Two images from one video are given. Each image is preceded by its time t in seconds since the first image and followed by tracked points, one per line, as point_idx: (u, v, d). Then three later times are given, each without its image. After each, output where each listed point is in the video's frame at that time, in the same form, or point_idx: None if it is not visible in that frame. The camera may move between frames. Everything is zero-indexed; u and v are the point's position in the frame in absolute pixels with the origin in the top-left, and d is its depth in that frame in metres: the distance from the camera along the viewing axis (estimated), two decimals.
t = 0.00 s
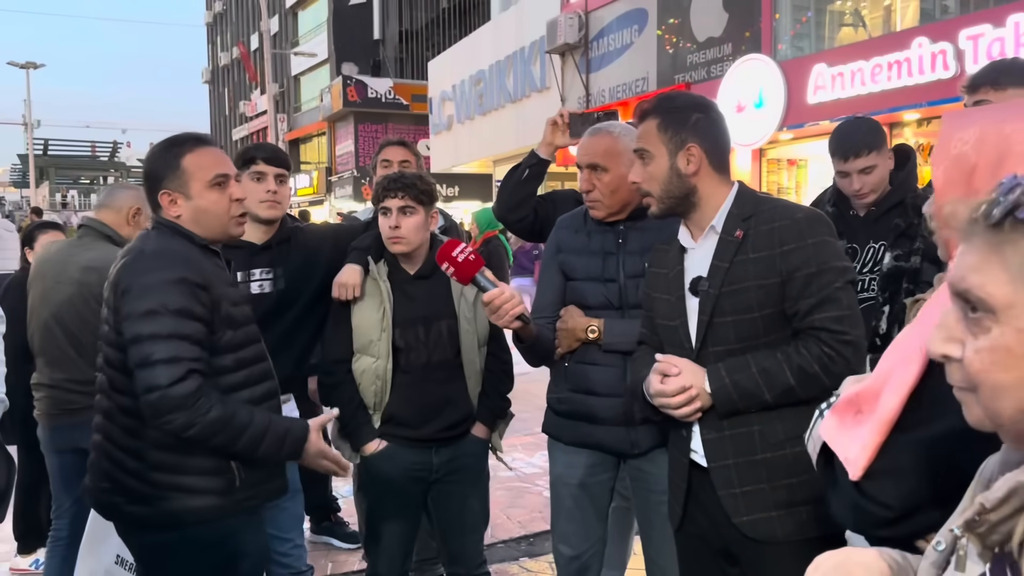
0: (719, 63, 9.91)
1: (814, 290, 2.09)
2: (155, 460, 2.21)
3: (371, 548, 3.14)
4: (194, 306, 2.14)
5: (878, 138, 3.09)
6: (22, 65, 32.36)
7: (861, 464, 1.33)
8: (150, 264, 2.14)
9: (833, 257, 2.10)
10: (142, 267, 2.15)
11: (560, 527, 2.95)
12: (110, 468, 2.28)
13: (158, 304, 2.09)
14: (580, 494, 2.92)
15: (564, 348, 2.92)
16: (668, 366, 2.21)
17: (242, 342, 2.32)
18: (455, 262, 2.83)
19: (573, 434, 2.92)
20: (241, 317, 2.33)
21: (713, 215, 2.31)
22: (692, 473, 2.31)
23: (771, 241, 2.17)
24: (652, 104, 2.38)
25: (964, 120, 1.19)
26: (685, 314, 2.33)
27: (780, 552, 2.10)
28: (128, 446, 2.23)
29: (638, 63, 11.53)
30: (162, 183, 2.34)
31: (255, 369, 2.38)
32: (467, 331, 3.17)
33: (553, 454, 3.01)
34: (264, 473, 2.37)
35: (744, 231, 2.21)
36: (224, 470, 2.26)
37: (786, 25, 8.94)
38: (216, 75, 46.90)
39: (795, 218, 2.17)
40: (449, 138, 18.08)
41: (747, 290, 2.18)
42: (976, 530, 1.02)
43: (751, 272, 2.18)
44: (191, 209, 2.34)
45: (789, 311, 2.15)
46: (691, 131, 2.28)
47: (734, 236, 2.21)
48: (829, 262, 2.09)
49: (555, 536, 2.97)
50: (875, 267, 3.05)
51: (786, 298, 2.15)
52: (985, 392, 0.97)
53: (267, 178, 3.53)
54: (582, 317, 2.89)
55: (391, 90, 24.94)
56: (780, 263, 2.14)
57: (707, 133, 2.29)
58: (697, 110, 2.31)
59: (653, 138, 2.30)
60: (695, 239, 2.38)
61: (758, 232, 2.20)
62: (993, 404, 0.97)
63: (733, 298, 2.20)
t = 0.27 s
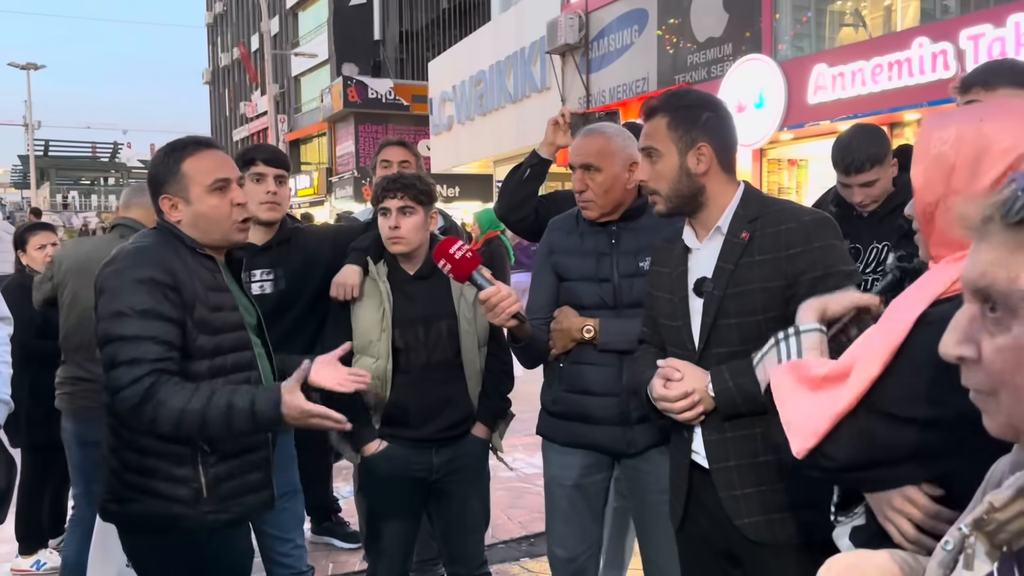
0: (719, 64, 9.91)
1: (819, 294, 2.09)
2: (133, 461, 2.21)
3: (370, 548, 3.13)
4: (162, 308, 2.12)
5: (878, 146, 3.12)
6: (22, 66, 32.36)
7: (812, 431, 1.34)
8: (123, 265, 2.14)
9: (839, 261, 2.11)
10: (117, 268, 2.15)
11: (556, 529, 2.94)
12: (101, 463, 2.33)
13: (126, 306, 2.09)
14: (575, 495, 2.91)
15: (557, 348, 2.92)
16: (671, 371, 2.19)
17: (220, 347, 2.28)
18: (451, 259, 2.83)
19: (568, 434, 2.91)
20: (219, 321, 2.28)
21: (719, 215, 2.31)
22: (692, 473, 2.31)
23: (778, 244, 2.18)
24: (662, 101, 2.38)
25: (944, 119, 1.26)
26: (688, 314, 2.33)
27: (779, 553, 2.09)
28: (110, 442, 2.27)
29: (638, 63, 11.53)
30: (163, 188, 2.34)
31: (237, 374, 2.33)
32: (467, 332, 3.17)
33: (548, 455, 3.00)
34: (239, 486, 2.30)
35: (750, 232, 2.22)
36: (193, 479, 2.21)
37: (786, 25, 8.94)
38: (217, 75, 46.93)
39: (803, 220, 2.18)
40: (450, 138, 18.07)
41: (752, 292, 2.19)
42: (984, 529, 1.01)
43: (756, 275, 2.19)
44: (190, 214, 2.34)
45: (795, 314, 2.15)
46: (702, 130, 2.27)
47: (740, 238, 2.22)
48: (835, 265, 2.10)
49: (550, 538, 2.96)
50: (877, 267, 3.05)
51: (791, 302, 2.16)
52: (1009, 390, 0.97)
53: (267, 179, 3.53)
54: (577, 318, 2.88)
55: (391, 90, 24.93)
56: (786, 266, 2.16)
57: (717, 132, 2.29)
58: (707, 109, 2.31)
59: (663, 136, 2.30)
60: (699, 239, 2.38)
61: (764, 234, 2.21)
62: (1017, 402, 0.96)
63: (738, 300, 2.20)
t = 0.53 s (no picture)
0: (719, 63, 9.91)
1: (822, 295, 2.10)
2: (132, 462, 2.24)
3: (371, 548, 3.13)
4: (159, 309, 2.12)
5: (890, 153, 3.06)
6: (24, 66, 32.37)
7: (827, 458, 1.32)
8: (123, 266, 2.15)
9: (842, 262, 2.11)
10: (117, 268, 2.16)
11: (545, 531, 2.94)
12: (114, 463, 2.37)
13: (122, 308, 2.10)
14: (559, 496, 2.91)
15: (543, 349, 2.92)
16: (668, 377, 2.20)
17: (220, 349, 2.26)
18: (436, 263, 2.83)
19: (549, 438, 2.91)
20: (218, 323, 2.25)
21: (723, 215, 2.32)
22: (692, 473, 2.31)
23: (780, 244, 2.19)
24: (666, 100, 2.37)
25: (930, 122, 1.28)
26: (690, 314, 2.32)
27: (778, 553, 2.10)
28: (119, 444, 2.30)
29: (638, 63, 11.53)
30: (166, 191, 2.34)
31: (238, 376, 2.31)
32: (466, 332, 3.17)
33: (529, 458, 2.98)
34: (243, 491, 2.27)
35: (753, 233, 2.23)
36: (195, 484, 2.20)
37: (786, 25, 8.94)
38: (217, 75, 46.95)
39: (806, 221, 2.19)
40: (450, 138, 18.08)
41: (754, 293, 2.19)
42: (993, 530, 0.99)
43: (759, 275, 2.19)
44: (197, 216, 2.34)
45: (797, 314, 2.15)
46: (708, 129, 2.29)
47: (743, 238, 2.22)
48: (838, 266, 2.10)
49: (539, 541, 2.96)
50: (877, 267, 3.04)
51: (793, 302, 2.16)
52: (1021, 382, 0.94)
53: (267, 179, 3.54)
54: (561, 321, 2.87)
55: (391, 90, 24.93)
56: (789, 266, 2.16)
57: (722, 132, 2.31)
58: (711, 108, 2.32)
59: (668, 136, 2.29)
60: (702, 239, 2.38)
61: (768, 234, 2.22)
62: None
63: (741, 300, 2.20)
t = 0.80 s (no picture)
0: (720, 63, 9.90)
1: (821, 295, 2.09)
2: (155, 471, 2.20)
3: (373, 548, 3.13)
4: (180, 312, 2.11)
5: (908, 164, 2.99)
6: (25, 66, 32.36)
7: (837, 459, 1.32)
8: (137, 269, 2.14)
9: (843, 262, 2.10)
10: (131, 271, 2.15)
11: (537, 532, 2.93)
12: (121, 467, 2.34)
13: (138, 311, 2.08)
14: (551, 496, 2.90)
15: (526, 351, 2.91)
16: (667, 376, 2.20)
17: (239, 351, 2.26)
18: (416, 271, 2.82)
19: (537, 439, 2.90)
20: (236, 324, 2.26)
21: (723, 215, 2.31)
22: (692, 473, 2.31)
23: (782, 244, 2.19)
24: (667, 99, 2.37)
25: (915, 124, 1.30)
26: (690, 314, 2.32)
27: (776, 553, 2.10)
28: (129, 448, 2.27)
29: (639, 62, 11.52)
30: (171, 191, 2.34)
31: (257, 377, 2.31)
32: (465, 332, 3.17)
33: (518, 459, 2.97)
34: (265, 491, 2.30)
35: (755, 232, 2.23)
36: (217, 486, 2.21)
37: (787, 24, 8.94)
38: (218, 75, 46.98)
39: (808, 221, 2.18)
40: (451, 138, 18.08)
41: (756, 293, 2.19)
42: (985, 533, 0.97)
43: (760, 275, 2.19)
44: (203, 215, 2.34)
45: (798, 314, 2.15)
46: (710, 129, 2.29)
47: (744, 237, 2.22)
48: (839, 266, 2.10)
49: (532, 541, 2.95)
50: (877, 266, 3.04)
51: (794, 302, 2.16)
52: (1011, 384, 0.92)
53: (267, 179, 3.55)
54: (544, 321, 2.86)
55: (392, 90, 24.94)
56: (791, 266, 2.16)
57: (723, 131, 2.30)
58: (713, 107, 2.32)
59: (669, 135, 2.29)
60: (703, 238, 2.37)
61: (769, 234, 2.22)
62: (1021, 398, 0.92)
63: (742, 299, 2.20)
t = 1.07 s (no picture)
0: (722, 62, 9.89)
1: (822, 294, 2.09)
2: (154, 474, 2.20)
3: (372, 548, 3.13)
4: (183, 318, 2.10)
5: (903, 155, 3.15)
6: (27, 64, 32.37)
7: (847, 464, 1.35)
8: (144, 272, 2.14)
9: (844, 262, 2.10)
10: (137, 273, 2.15)
11: (536, 531, 2.93)
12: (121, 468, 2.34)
13: (142, 315, 2.08)
14: (550, 495, 2.90)
15: (522, 349, 2.91)
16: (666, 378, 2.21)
17: (243, 356, 2.26)
18: (412, 274, 2.82)
19: (536, 437, 2.90)
20: (243, 328, 2.26)
21: (725, 213, 2.31)
22: (692, 473, 2.31)
23: (784, 243, 2.19)
24: (672, 97, 2.38)
25: (921, 121, 1.29)
26: (691, 312, 2.31)
27: (777, 553, 2.10)
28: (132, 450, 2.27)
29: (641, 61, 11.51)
30: (185, 189, 2.33)
31: (262, 381, 2.32)
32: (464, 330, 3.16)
33: (519, 457, 2.97)
34: (264, 500, 2.28)
35: (756, 231, 2.23)
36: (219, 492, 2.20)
37: (789, 23, 8.93)
38: (220, 74, 46.97)
39: (809, 220, 2.18)
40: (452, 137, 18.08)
41: (757, 292, 2.19)
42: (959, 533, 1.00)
43: (761, 274, 2.19)
44: (217, 214, 2.34)
45: (799, 313, 2.14)
46: (723, 125, 2.30)
47: (745, 236, 2.22)
48: (841, 265, 2.09)
49: (531, 540, 2.95)
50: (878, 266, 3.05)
51: (795, 301, 2.16)
52: (964, 381, 0.96)
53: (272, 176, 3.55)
54: (542, 319, 2.86)
55: (394, 89, 24.93)
56: (792, 265, 2.16)
57: (734, 127, 2.32)
58: (721, 104, 2.33)
59: (682, 130, 2.29)
60: (704, 237, 2.37)
61: (771, 233, 2.21)
62: (977, 396, 0.95)
63: (743, 298, 2.20)
